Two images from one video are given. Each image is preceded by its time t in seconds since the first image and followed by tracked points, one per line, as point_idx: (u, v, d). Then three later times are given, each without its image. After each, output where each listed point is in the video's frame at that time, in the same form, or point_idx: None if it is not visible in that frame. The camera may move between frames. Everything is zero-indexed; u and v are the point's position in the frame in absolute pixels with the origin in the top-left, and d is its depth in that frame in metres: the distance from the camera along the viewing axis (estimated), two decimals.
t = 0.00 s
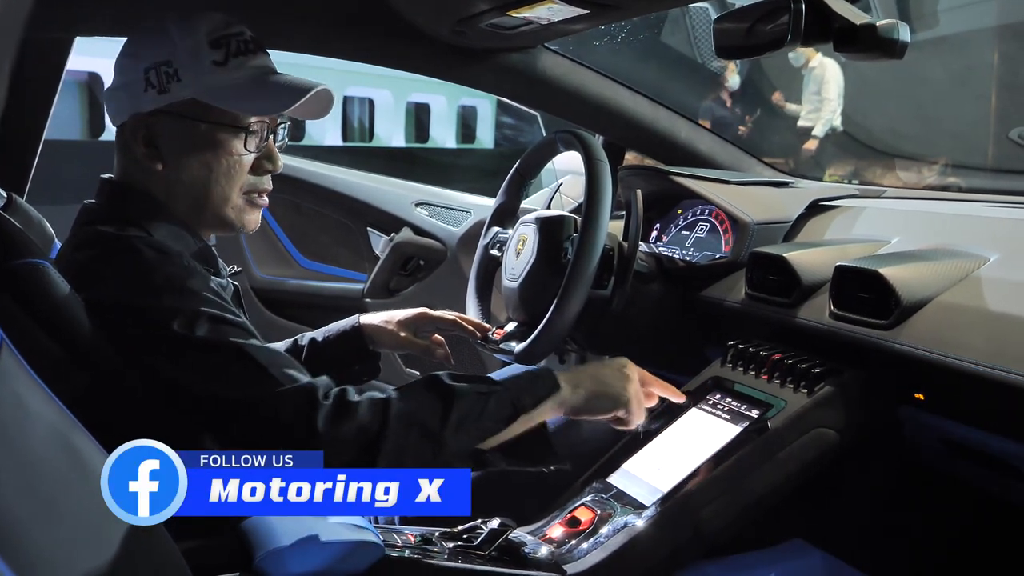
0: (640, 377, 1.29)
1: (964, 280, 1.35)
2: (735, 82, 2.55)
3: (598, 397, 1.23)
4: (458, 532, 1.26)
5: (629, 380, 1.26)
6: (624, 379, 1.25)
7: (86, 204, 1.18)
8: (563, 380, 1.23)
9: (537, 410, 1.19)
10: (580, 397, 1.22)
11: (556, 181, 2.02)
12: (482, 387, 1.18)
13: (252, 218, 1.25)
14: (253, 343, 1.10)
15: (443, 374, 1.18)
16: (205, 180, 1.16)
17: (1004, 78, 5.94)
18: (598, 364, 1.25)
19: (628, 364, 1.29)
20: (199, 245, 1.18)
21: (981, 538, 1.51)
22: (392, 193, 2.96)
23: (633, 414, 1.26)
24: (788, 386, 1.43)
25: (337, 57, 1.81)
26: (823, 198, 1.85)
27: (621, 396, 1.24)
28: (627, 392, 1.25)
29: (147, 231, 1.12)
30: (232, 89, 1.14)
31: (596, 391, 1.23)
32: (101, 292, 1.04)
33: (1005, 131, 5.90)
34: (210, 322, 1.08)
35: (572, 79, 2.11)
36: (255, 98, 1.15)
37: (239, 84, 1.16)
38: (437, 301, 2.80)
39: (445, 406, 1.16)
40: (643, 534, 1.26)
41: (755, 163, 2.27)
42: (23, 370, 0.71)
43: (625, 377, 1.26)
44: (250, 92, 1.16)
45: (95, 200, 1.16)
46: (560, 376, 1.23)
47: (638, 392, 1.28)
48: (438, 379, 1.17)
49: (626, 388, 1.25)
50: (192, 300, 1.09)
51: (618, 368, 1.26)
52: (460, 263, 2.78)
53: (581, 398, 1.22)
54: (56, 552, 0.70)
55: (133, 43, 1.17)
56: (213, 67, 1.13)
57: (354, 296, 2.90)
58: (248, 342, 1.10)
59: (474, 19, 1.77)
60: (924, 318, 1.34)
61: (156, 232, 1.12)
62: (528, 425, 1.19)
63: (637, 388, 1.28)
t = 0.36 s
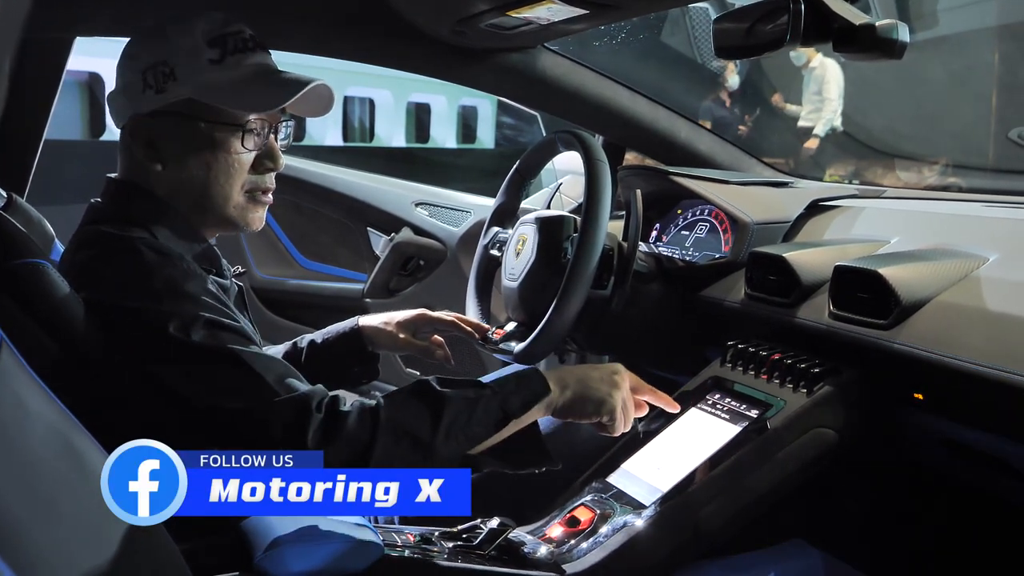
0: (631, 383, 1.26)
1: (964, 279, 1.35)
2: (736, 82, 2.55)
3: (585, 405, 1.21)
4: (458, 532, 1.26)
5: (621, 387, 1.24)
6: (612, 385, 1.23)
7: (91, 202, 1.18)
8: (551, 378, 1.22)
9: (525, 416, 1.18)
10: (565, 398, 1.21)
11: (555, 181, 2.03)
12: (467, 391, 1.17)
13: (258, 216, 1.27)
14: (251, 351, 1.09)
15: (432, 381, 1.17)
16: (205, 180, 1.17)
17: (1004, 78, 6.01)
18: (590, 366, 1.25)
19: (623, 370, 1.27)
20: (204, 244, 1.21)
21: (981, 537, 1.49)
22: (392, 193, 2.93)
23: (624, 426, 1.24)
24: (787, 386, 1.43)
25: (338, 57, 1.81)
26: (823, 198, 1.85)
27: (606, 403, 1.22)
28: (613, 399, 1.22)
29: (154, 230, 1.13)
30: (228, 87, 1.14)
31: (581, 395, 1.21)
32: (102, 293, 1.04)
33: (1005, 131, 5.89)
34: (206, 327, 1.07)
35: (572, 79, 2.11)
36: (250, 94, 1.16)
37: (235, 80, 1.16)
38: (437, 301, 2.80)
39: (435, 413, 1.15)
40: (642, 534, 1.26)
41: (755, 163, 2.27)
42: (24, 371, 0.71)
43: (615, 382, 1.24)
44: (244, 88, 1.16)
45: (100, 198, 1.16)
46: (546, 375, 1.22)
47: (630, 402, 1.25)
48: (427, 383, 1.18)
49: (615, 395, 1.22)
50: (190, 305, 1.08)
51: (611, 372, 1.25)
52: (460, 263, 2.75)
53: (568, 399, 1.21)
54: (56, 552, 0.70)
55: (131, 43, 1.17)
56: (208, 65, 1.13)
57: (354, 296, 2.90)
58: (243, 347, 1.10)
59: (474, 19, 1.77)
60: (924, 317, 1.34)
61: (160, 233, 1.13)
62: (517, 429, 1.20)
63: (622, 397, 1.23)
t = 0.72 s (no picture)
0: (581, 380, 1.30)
1: (964, 279, 1.35)
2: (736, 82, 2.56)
3: (537, 405, 1.24)
4: (458, 532, 1.26)
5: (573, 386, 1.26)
6: (564, 384, 1.26)
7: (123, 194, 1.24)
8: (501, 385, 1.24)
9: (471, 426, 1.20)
10: (516, 401, 1.23)
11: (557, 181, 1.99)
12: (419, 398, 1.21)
13: (285, 223, 1.23)
14: (238, 360, 1.07)
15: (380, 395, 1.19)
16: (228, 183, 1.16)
17: (1005, 79, 6.01)
18: (540, 367, 1.27)
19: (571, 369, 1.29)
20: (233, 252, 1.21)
21: (981, 537, 1.49)
22: (392, 193, 2.98)
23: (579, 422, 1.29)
24: (788, 386, 1.43)
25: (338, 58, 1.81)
26: (823, 198, 1.85)
27: (559, 401, 1.25)
28: (567, 399, 1.25)
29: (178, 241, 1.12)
30: (249, 88, 1.13)
31: (533, 398, 1.24)
32: (104, 292, 1.04)
33: (1005, 131, 5.90)
34: (191, 332, 1.04)
35: (573, 79, 2.11)
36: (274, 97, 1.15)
37: (257, 81, 1.15)
38: (438, 301, 2.80)
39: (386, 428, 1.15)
40: (643, 534, 1.26)
41: (755, 163, 2.28)
42: (25, 371, 0.71)
43: (566, 382, 1.26)
44: (269, 89, 1.16)
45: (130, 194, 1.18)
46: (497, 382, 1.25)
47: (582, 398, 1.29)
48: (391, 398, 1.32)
49: (567, 395, 1.25)
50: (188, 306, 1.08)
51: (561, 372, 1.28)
52: (460, 263, 2.80)
53: (520, 404, 1.23)
54: (57, 552, 0.70)
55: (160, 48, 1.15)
56: (230, 66, 1.13)
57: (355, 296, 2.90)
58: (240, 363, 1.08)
59: (474, 19, 1.77)
60: (924, 317, 1.34)
61: (172, 240, 1.11)
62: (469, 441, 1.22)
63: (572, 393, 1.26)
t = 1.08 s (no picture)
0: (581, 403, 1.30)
1: (964, 279, 1.35)
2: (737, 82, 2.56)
3: (537, 429, 1.23)
4: (458, 532, 1.26)
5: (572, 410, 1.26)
6: (563, 409, 1.25)
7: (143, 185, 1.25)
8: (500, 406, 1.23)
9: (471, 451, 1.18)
10: (516, 424, 1.22)
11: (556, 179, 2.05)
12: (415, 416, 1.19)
13: (297, 225, 1.26)
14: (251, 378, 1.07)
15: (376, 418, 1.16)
16: (239, 183, 1.18)
17: (1006, 79, 5.90)
18: (541, 388, 1.26)
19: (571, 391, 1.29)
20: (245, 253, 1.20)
21: (982, 538, 1.48)
22: (393, 193, 2.94)
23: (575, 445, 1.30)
24: (788, 386, 1.43)
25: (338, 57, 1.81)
26: (824, 198, 1.85)
27: (558, 423, 1.24)
28: (566, 423, 1.24)
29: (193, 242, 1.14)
30: (261, 88, 1.12)
31: (532, 422, 1.23)
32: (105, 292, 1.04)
33: (1006, 131, 5.89)
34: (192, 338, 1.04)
35: (573, 79, 2.11)
36: (286, 96, 1.13)
37: (270, 78, 1.13)
38: (439, 301, 2.80)
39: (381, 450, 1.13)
40: (643, 534, 1.26)
41: (756, 163, 2.26)
42: (25, 371, 0.71)
43: (567, 405, 1.26)
44: (281, 87, 1.13)
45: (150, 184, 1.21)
46: (497, 402, 1.23)
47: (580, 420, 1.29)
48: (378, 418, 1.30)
49: (567, 419, 1.24)
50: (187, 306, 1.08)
51: (562, 395, 1.27)
52: (461, 263, 2.76)
53: (519, 426, 1.22)
54: (57, 551, 0.70)
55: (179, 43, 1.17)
56: (242, 64, 1.11)
57: (355, 296, 2.90)
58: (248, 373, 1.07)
59: (474, 19, 1.77)
60: (924, 317, 1.34)
61: (179, 244, 1.11)
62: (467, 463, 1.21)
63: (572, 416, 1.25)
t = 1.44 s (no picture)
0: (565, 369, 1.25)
1: (965, 279, 1.35)
2: (737, 83, 2.56)
3: (530, 407, 1.20)
4: (460, 533, 1.27)
5: (561, 380, 1.22)
6: (547, 377, 1.21)
7: (143, 186, 1.25)
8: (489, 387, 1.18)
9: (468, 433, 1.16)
10: (507, 407, 1.18)
11: (558, 180, 2.06)
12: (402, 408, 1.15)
13: (305, 220, 1.25)
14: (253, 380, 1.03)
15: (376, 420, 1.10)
16: (244, 182, 1.18)
17: (1008, 79, 5.91)
18: (525, 362, 1.22)
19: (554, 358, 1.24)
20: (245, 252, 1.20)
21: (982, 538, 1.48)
22: (394, 193, 2.94)
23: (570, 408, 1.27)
24: (788, 386, 1.42)
25: (339, 57, 1.81)
26: (824, 198, 1.85)
27: (548, 399, 1.21)
28: (553, 393, 1.21)
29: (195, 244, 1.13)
30: (260, 88, 1.12)
31: (524, 403, 1.19)
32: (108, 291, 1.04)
33: (1007, 131, 5.89)
34: (191, 345, 1.00)
35: (574, 79, 2.11)
36: (284, 93, 1.13)
37: (268, 77, 1.13)
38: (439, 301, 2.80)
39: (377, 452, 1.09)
40: (643, 534, 1.26)
41: (756, 163, 2.26)
42: (25, 370, 0.72)
43: (554, 377, 1.22)
44: (280, 85, 1.13)
45: (150, 185, 1.21)
46: (483, 385, 1.18)
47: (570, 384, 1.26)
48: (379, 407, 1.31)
49: (555, 389, 1.21)
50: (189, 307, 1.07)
51: (546, 364, 1.22)
52: (464, 264, 2.79)
53: (511, 408, 1.18)
54: (57, 551, 0.70)
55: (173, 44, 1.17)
56: (240, 63, 1.12)
57: (357, 296, 2.91)
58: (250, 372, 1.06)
59: (475, 19, 1.77)
60: (925, 317, 1.34)
61: (183, 245, 1.10)
62: (464, 444, 1.18)
63: (561, 389, 1.22)
